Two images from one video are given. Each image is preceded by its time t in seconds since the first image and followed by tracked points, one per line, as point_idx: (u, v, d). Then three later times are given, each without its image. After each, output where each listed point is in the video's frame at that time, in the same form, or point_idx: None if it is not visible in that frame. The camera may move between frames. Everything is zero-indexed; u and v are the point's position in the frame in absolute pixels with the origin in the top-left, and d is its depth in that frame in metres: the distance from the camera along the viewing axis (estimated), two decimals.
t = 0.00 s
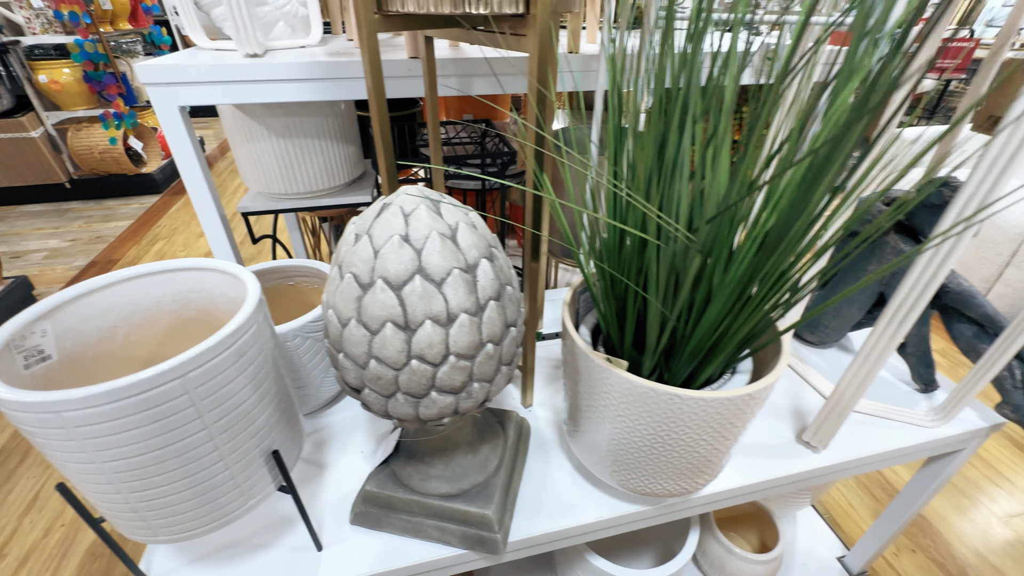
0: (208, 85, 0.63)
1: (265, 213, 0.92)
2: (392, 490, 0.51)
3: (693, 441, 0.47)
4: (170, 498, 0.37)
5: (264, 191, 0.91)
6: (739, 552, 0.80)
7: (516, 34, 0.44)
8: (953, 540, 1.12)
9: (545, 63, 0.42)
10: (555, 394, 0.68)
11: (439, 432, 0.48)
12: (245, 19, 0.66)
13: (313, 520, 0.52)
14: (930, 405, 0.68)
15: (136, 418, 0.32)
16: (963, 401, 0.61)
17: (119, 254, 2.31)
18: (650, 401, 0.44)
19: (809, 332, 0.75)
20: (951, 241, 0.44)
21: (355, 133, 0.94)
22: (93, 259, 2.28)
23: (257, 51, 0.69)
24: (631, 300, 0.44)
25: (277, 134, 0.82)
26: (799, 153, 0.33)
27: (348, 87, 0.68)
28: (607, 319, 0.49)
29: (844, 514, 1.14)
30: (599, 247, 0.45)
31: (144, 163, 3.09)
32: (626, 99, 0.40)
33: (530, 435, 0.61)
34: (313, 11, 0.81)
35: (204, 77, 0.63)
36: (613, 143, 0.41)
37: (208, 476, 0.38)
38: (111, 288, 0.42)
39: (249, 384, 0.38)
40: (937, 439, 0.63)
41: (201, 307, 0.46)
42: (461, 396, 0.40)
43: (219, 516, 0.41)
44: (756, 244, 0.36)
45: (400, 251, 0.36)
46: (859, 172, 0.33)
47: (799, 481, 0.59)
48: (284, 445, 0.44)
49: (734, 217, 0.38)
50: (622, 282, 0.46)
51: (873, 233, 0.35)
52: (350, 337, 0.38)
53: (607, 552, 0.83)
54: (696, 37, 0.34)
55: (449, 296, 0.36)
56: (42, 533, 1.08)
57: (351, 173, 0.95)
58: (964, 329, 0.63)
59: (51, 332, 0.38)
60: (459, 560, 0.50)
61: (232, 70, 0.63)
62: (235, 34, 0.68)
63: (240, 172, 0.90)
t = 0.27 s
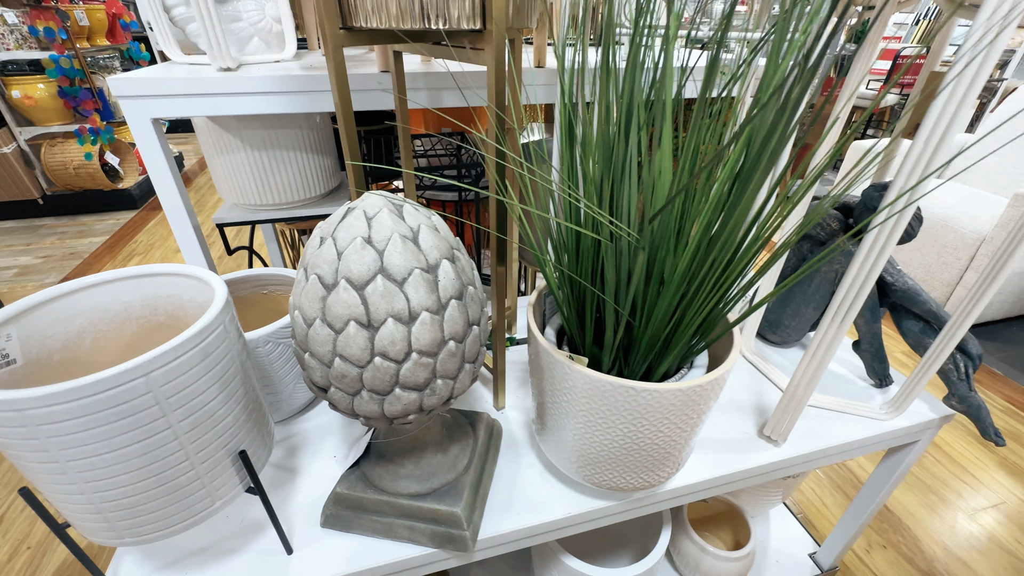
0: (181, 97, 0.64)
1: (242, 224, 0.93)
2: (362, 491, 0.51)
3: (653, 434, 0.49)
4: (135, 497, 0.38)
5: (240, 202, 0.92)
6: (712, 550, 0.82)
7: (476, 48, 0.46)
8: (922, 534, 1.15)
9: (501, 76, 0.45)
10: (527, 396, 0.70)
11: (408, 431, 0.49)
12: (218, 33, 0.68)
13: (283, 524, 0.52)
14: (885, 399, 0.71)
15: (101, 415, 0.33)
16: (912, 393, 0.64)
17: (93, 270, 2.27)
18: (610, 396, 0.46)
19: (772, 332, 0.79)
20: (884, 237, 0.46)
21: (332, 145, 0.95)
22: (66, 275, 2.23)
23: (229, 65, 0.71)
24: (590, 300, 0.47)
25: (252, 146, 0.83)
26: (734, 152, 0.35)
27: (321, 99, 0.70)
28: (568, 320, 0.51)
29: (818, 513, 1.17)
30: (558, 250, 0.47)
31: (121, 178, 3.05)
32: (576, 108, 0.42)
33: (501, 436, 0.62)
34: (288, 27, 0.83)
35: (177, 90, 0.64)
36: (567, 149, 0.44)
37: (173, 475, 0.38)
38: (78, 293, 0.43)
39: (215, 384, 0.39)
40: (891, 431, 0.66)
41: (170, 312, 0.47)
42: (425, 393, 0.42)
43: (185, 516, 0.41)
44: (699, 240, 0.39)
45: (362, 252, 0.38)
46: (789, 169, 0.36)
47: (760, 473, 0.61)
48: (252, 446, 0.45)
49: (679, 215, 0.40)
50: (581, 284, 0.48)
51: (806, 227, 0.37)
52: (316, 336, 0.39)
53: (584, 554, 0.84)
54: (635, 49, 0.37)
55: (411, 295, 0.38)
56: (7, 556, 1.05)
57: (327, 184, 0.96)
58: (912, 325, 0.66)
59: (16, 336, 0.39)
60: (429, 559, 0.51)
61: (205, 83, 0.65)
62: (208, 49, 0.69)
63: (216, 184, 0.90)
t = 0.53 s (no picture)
0: (166, 119, 0.67)
1: (225, 241, 0.95)
2: (343, 499, 0.52)
3: (623, 436, 0.51)
4: (117, 505, 0.39)
5: (224, 220, 0.93)
6: (693, 554, 0.83)
7: (450, 74, 0.49)
8: (899, 537, 1.18)
9: (472, 99, 0.48)
10: (507, 405, 0.71)
11: (388, 438, 0.51)
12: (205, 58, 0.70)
13: (264, 534, 0.53)
14: (850, 401, 0.74)
15: (85, 423, 0.34)
16: (873, 394, 0.67)
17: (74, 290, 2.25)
18: (579, 399, 0.47)
19: (744, 339, 0.83)
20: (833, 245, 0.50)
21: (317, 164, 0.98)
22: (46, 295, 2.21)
23: (215, 87, 0.73)
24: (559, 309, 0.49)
25: (237, 165, 0.85)
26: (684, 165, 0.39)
27: (305, 120, 0.72)
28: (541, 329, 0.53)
29: (800, 519, 1.20)
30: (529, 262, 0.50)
31: (104, 198, 3.04)
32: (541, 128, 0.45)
33: (481, 444, 0.64)
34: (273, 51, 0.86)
35: (164, 112, 0.66)
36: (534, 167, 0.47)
37: (155, 482, 0.40)
38: (63, 308, 0.44)
39: (197, 393, 0.40)
40: (855, 431, 0.69)
41: (154, 325, 0.48)
42: (402, 399, 0.43)
43: (167, 524, 0.42)
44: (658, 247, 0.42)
45: (340, 264, 0.40)
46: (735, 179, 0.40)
47: (731, 475, 0.64)
48: (234, 454, 0.46)
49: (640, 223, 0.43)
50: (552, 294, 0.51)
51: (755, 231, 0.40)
52: (296, 345, 0.41)
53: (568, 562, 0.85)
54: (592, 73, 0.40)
55: (386, 304, 0.40)
56: None
57: (312, 201, 0.98)
58: (871, 330, 0.71)
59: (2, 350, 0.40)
60: (409, 565, 0.52)
61: (190, 105, 0.67)
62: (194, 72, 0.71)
63: (201, 202, 0.92)
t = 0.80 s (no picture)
0: (150, 145, 0.68)
1: (209, 263, 0.96)
2: (321, 518, 0.53)
3: (595, 450, 0.52)
4: (92, 527, 0.39)
5: (207, 242, 0.94)
6: (674, 568, 0.84)
7: (425, 104, 0.52)
8: (880, 546, 1.20)
9: (446, 128, 0.50)
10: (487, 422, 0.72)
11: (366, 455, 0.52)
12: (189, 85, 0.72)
13: (242, 555, 0.53)
14: (820, 411, 0.77)
15: (61, 445, 0.35)
16: (840, 405, 0.70)
17: (54, 312, 2.22)
18: (551, 415, 0.49)
19: (718, 353, 0.86)
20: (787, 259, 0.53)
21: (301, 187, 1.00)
22: (25, 318, 2.18)
23: (199, 114, 0.75)
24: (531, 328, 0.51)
25: (221, 188, 0.87)
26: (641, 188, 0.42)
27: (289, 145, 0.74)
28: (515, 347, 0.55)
29: (784, 531, 1.22)
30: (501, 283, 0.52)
31: (87, 220, 3.03)
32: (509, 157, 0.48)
33: (460, 461, 0.65)
34: (258, 78, 0.88)
35: (148, 139, 0.68)
36: (504, 192, 0.49)
37: (131, 503, 0.40)
38: (43, 332, 0.45)
39: (175, 414, 0.41)
40: (824, 441, 0.71)
41: (134, 348, 0.49)
42: (378, 416, 0.45)
43: (142, 545, 0.42)
44: (622, 265, 0.44)
45: (317, 286, 0.41)
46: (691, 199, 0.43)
47: (705, 486, 0.65)
48: (211, 475, 0.46)
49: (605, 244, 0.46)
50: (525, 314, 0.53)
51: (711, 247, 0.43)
52: (273, 366, 0.42)
53: None
54: (555, 104, 0.43)
55: (362, 325, 0.42)
56: None
57: (296, 223, 1.00)
58: (837, 342, 0.74)
59: None
60: None
61: (174, 131, 0.68)
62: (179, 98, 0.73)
63: (184, 225, 0.93)
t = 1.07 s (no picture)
0: (136, 177, 0.70)
1: (192, 288, 0.97)
2: (300, 545, 0.53)
3: (569, 471, 0.53)
4: (67, 559, 0.39)
5: (191, 268, 0.95)
6: None
7: (402, 140, 0.55)
8: (863, 561, 1.20)
9: (423, 161, 0.53)
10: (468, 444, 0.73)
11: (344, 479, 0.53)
12: (174, 118, 0.74)
13: None
14: (793, 427, 0.79)
15: (37, 478, 0.36)
16: (810, 421, 0.72)
17: (33, 338, 2.19)
18: (525, 437, 0.50)
19: (694, 372, 0.88)
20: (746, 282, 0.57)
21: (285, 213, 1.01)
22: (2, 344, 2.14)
23: (184, 145, 0.76)
24: (505, 351, 0.53)
25: (206, 216, 0.88)
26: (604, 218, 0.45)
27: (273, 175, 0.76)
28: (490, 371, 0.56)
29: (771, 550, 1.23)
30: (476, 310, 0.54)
31: (70, 244, 3.01)
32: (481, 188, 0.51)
33: (440, 483, 0.66)
34: (244, 109, 0.90)
35: (134, 170, 0.69)
36: (476, 222, 0.51)
37: (107, 534, 0.40)
38: (23, 365, 0.46)
39: (153, 443, 0.42)
40: (797, 457, 0.73)
41: (114, 377, 0.50)
42: (355, 442, 0.46)
43: None
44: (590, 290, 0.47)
45: (295, 316, 0.43)
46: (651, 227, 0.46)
47: (681, 504, 0.67)
48: (189, 503, 0.47)
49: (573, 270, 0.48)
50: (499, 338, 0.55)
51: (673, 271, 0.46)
52: (251, 394, 0.43)
53: None
54: (523, 142, 0.46)
55: (339, 353, 0.43)
56: None
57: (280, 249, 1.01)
58: (806, 360, 0.76)
59: None
60: None
61: (160, 163, 0.70)
62: (164, 130, 0.75)
63: (168, 252, 0.94)
